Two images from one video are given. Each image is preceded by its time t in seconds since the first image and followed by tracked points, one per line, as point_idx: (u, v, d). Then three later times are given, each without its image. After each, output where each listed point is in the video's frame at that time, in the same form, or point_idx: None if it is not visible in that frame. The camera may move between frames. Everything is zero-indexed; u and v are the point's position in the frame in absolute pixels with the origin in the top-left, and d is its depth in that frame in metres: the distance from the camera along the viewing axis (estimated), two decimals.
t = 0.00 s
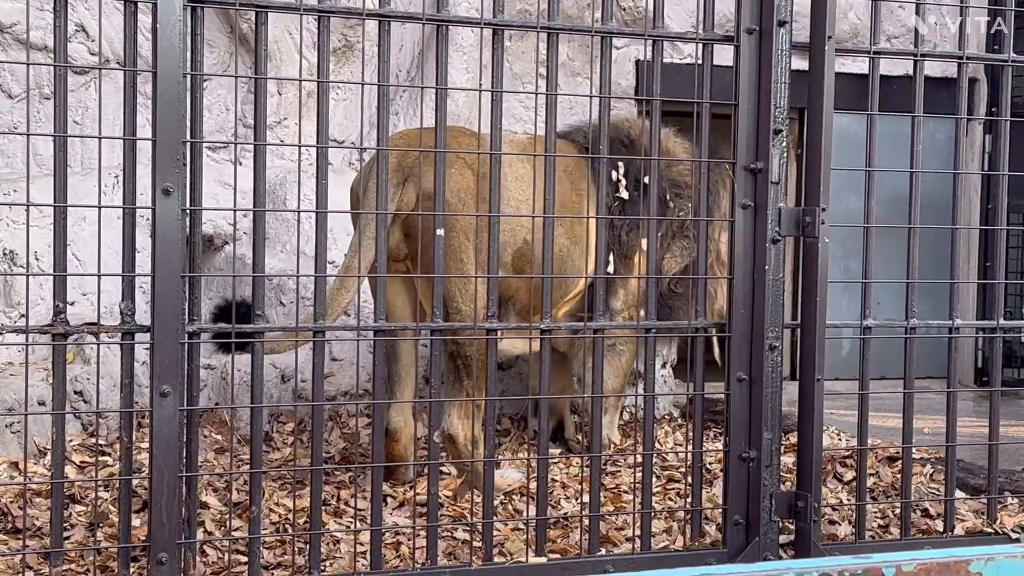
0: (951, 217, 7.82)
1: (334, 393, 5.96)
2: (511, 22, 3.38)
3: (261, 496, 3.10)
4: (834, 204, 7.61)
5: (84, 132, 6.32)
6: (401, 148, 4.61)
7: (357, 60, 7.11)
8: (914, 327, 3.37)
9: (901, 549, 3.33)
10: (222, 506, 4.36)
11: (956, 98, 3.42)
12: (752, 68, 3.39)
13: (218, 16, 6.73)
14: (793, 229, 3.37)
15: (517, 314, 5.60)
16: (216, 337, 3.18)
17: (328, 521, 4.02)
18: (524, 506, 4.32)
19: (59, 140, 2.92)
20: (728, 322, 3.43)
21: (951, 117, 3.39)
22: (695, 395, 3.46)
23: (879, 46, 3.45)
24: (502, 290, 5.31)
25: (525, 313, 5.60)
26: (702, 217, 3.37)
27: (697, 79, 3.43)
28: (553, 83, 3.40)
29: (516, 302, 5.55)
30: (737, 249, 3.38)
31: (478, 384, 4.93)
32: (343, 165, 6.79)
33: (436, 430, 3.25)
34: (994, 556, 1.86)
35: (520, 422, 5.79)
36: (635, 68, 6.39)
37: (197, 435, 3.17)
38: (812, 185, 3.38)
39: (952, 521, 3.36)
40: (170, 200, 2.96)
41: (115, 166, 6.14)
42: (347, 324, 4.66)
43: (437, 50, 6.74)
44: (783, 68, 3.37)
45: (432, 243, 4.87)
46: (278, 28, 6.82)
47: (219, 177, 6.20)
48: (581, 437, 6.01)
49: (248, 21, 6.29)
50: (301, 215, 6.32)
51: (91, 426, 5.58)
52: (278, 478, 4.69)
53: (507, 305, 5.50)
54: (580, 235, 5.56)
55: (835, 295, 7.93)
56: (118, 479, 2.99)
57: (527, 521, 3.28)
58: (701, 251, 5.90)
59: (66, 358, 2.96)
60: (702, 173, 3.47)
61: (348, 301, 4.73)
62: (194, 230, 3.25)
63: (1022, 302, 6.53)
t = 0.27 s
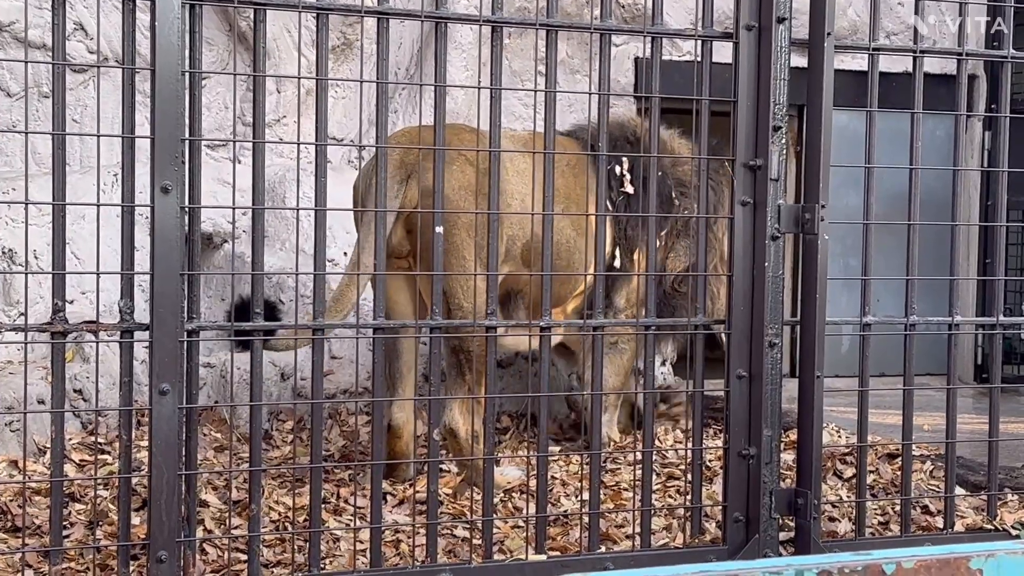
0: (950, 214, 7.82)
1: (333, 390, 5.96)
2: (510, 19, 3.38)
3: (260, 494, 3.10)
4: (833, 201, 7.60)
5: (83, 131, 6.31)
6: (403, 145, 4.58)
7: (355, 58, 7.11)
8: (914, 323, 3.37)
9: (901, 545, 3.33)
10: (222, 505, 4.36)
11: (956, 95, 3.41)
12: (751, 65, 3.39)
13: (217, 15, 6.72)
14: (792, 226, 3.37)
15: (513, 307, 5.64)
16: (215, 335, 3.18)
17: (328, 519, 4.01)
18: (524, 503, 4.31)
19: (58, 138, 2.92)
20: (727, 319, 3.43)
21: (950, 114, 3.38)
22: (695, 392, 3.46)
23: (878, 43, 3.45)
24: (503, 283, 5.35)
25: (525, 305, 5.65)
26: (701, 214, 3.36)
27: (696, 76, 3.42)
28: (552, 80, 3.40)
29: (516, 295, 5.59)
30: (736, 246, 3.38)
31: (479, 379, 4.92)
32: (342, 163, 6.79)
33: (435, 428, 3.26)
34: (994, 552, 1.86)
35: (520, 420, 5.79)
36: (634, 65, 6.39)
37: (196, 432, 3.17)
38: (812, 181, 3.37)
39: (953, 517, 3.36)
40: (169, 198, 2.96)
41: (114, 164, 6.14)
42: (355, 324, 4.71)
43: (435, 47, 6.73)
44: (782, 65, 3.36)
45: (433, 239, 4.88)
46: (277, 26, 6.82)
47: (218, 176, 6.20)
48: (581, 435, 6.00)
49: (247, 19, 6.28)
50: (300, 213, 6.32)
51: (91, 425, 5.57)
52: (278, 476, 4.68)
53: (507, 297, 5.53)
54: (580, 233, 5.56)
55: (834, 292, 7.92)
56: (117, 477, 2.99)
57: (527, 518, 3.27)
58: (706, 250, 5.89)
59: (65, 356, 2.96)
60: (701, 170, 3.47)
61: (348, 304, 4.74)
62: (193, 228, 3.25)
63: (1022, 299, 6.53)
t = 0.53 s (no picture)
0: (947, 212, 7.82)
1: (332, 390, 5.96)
2: (507, 18, 3.38)
3: (259, 494, 3.10)
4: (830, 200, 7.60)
5: (80, 130, 6.31)
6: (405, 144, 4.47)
7: (353, 57, 7.10)
8: (912, 322, 3.37)
9: (900, 544, 3.33)
10: (220, 505, 4.35)
11: (953, 94, 3.41)
12: (749, 64, 3.39)
13: (214, 14, 6.71)
14: (790, 225, 3.37)
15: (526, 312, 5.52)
16: (213, 335, 3.18)
17: (327, 519, 4.01)
18: (522, 502, 4.31)
19: (55, 138, 2.91)
20: (725, 318, 3.43)
21: (948, 113, 3.38)
22: (693, 391, 3.46)
23: (876, 42, 3.45)
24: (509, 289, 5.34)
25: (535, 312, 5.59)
26: (699, 213, 3.36)
27: (694, 74, 3.42)
28: (550, 79, 3.39)
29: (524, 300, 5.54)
30: (734, 245, 3.38)
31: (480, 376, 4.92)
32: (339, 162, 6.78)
33: (433, 427, 3.27)
34: (992, 550, 1.86)
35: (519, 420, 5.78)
36: (631, 64, 6.39)
37: (194, 432, 3.17)
38: (809, 180, 3.37)
39: (951, 516, 3.36)
40: (167, 198, 2.96)
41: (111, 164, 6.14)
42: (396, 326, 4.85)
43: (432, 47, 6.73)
44: (779, 63, 3.36)
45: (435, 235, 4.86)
46: (275, 26, 6.81)
47: (216, 175, 6.19)
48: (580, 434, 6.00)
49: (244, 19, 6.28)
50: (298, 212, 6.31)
51: (89, 425, 5.57)
52: (276, 476, 4.68)
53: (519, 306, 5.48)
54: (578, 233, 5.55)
55: (832, 290, 7.92)
56: (115, 478, 2.98)
57: (525, 517, 3.27)
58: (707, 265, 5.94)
59: (63, 357, 2.96)
60: (698, 169, 3.47)
61: (351, 306, 4.52)
62: (191, 228, 3.25)
63: (1020, 297, 6.52)
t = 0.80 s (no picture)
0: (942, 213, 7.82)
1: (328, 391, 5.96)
2: (502, 19, 3.38)
3: (254, 495, 3.10)
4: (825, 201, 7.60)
5: (76, 133, 6.31)
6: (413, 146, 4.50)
7: (348, 59, 7.10)
8: (906, 323, 3.37)
9: (895, 544, 3.33)
10: (216, 506, 4.36)
11: (948, 95, 3.41)
12: (743, 65, 3.40)
13: (210, 16, 6.72)
14: (784, 226, 3.38)
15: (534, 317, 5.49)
16: (208, 336, 3.18)
17: (323, 520, 4.01)
18: (518, 503, 4.31)
19: (50, 140, 2.91)
20: (720, 319, 3.43)
21: (942, 113, 3.38)
22: (688, 392, 3.46)
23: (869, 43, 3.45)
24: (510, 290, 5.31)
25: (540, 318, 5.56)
26: (693, 214, 3.37)
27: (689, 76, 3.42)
28: (545, 80, 3.40)
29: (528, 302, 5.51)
30: (729, 246, 3.39)
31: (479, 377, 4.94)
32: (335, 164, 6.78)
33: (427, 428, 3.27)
34: (985, 550, 1.87)
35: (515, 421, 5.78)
36: (626, 65, 6.40)
37: (190, 434, 3.17)
38: (804, 181, 3.38)
39: (946, 516, 3.37)
40: (162, 200, 2.96)
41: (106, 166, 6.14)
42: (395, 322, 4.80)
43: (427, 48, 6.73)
44: (774, 65, 3.37)
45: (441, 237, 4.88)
46: (270, 28, 6.82)
47: (211, 177, 6.19)
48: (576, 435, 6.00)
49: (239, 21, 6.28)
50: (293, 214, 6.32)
51: (85, 427, 5.57)
52: (272, 477, 4.68)
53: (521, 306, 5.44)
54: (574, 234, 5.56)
55: (828, 291, 7.92)
56: (110, 479, 2.98)
57: (521, 518, 3.28)
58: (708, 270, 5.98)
59: (58, 359, 2.96)
60: (693, 170, 3.47)
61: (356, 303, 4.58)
62: (186, 230, 3.25)
63: (1015, 297, 6.53)
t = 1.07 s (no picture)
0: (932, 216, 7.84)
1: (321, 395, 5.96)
2: (493, 24, 3.38)
3: (247, 500, 3.10)
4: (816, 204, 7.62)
5: (67, 137, 6.31)
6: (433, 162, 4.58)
7: (341, 64, 7.10)
8: (897, 326, 3.38)
9: (887, 547, 3.34)
10: (209, 511, 4.35)
11: (938, 99, 3.42)
12: (733, 69, 3.41)
13: (202, 21, 6.72)
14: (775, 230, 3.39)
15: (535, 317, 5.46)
16: (200, 341, 3.18)
17: (315, 525, 4.02)
18: (510, 507, 4.31)
19: (42, 145, 2.91)
20: (712, 323, 3.44)
21: (932, 117, 3.39)
22: (680, 396, 3.47)
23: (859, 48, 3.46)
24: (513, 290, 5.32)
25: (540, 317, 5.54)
26: (685, 218, 3.38)
27: (680, 80, 3.43)
28: (536, 85, 3.40)
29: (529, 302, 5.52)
30: (720, 250, 3.40)
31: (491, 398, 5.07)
32: (327, 169, 6.78)
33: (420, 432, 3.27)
34: (973, 552, 1.88)
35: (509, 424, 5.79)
36: (618, 70, 6.41)
37: (182, 439, 3.17)
38: (795, 185, 3.40)
39: (938, 519, 3.37)
40: (154, 206, 2.96)
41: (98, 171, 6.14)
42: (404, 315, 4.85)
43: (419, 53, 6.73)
44: (764, 70, 3.38)
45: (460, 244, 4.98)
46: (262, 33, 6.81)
47: (204, 182, 6.20)
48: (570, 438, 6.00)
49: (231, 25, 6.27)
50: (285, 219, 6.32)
51: (77, 432, 5.57)
52: (265, 482, 4.68)
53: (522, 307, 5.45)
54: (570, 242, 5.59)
55: (820, 294, 7.93)
56: (102, 484, 2.98)
57: (513, 522, 3.28)
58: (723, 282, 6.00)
59: (50, 364, 2.96)
60: (685, 175, 3.49)
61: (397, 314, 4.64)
62: (178, 235, 3.25)
63: (1007, 301, 6.54)
